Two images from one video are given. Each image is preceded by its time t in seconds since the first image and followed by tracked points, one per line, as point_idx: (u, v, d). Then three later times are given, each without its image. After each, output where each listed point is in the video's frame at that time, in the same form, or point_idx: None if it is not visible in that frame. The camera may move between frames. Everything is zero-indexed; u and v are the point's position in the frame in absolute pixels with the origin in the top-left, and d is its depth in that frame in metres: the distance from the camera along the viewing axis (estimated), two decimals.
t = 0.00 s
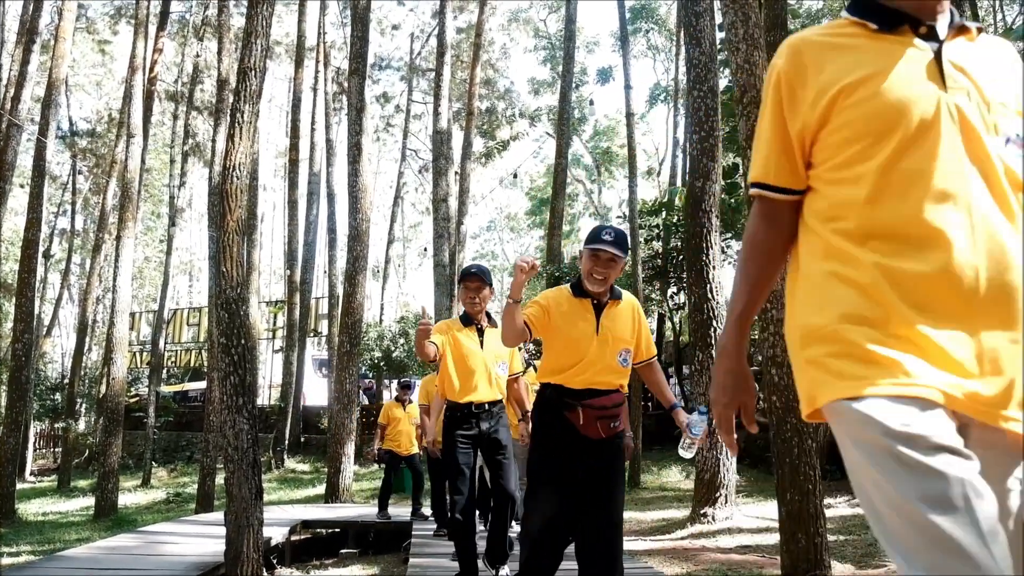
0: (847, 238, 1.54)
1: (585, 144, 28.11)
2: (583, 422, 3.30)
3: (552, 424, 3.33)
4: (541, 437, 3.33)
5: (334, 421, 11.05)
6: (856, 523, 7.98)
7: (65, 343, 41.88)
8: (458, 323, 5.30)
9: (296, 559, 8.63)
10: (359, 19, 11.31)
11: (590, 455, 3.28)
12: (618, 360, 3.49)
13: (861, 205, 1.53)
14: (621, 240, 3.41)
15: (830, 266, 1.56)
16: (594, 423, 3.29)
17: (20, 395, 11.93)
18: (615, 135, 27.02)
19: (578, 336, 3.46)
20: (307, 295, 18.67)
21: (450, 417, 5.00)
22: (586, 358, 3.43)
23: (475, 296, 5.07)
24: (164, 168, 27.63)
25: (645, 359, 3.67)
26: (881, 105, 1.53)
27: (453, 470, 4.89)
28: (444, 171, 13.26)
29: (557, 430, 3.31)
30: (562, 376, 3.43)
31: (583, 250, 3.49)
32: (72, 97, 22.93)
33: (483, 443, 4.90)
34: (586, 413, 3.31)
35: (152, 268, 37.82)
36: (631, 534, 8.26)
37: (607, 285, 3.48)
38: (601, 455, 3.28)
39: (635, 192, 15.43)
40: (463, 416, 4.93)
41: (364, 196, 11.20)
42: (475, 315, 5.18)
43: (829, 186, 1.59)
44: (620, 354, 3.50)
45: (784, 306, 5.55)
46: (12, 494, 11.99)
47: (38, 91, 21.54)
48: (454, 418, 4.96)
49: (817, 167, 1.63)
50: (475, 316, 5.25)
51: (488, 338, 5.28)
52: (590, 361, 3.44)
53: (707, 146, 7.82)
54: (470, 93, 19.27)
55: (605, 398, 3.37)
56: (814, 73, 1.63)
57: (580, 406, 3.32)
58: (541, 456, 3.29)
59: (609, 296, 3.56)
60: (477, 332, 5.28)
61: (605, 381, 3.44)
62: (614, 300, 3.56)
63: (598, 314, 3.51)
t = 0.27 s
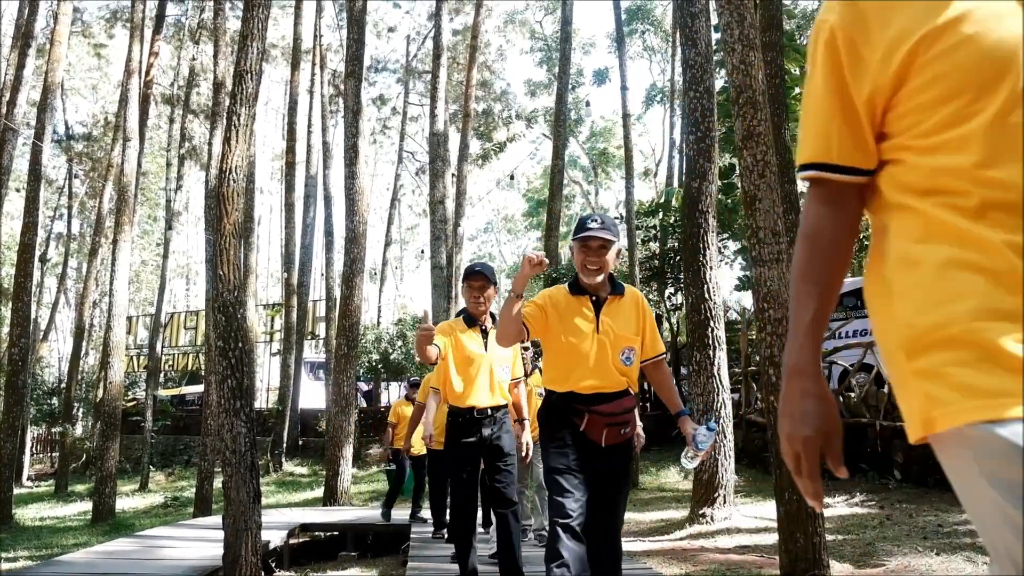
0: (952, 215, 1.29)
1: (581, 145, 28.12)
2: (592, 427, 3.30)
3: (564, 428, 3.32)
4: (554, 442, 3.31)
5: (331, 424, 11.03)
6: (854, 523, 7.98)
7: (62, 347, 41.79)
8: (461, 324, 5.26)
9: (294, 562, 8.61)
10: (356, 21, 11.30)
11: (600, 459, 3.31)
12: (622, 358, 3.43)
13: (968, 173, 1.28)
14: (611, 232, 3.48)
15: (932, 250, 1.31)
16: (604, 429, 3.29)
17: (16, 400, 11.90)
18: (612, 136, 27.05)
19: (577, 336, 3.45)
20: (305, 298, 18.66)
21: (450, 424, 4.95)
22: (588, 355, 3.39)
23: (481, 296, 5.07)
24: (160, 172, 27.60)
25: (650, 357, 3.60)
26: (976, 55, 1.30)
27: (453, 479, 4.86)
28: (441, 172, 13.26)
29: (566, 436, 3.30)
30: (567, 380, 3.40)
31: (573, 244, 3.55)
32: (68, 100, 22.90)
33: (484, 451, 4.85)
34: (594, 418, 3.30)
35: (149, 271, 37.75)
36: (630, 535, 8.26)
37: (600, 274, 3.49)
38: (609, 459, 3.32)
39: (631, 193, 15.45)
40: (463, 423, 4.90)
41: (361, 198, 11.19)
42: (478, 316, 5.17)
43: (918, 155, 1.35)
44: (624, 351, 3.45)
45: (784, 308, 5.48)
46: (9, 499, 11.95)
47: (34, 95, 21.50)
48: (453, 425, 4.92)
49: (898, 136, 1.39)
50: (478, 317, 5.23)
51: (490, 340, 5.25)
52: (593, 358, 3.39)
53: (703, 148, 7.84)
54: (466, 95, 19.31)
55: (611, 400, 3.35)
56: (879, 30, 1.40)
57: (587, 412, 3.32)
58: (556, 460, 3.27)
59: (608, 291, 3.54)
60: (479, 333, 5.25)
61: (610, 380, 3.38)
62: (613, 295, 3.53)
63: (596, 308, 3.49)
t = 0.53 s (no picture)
0: None
1: (580, 148, 28.15)
2: (597, 430, 3.25)
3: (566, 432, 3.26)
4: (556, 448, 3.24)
5: (330, 427, 11.03)
6: (854, 525, 7.99)
7: (60, 350, 41.73)
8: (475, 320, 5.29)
9: (293, 565, 8.58)
10: (354, 24, 11.32)
11: (604, 461, 3.28)
12: (618, 352, 3.43)
13: None
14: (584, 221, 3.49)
15: None
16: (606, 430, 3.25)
17: (15, 403, 11.88)
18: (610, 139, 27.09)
19: (572, 334, 3.43)
20: (303, 301, 18.66)
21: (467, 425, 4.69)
22: (585, 354, 3.36)
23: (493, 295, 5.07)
24: (159, 174, 27.62)
25: (642, 351, 3.59)
26: None
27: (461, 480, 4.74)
28: (440, 175, 13.27)
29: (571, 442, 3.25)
30: (561, 382, 3.36)
31: (545, 237, 3.55)
32: (67, 103, 22.92)
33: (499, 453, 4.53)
34: (596, 420, 3.25)
35: (148, 274, 37.70)
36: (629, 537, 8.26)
37: (582, 265, 3.50)
38: (611, 461, 3.29)
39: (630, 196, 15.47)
40: (477, 425, 4.65)
41: (360, 201, 11.20)
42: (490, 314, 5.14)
43: None
44: (618, 344, 3.45)
45: (782, 311, 5.51)
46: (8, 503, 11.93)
47: (33, 98, 21.50)
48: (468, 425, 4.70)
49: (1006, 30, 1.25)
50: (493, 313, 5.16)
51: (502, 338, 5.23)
52: (589, 358, 3.36)
53: (701, 150, 7.86)
54: (465, 98, 19.32)
55: (613, 399, 3.32)
56: None
57: (590, 414, 3.26)
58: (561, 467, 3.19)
59: (591, 284, 3.55)
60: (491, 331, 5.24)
61: (610, 376, 3.36)
62: (598, 288, 3.54)
63: (584, 305, 3.48)
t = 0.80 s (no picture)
0: None
1: (584, 147, 28.14)
2: (600, 416, 2.87)
3: (567, 419, 2.90)
4: (551, 434, 2.92)
5: (333, 424, 11.04)
6: (856, 526, 7.97)
7: (64, 346, 41.85)
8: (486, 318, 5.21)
9: (295, 562, 8.62)
10: (360, 22, 11.33)
11: (612, 448, 2.92)
12: (623, 322, 3.04)
13: None
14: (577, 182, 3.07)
15: None
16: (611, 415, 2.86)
17: (18, 398, 11.90)
18: (614, 138, 27.09)
19: (570, 307, 3.01)
20: (307, 298, 18.69)
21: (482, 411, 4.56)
22: (585, 329, 2.97)
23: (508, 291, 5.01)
24: (164, 171, 27.68)
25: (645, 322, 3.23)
26: None
27: (479, 468, 4.59)
28: (443, 173, 13.26)
29: (570, 429, 2.90)
30: (562, 364, 2.97)
31: (534, 205, 3.14)
32: (72, 99, 22.98)
33: (512, 445, 4.32)
34: (602, 401, 2.86)
35: (151, 270, 37.77)
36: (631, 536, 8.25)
37: (578, 232, 3.09)
38: (617, 443, 2.92)
39: (634, 195, 15.46)
40: (494, 413, 4.52)
41: (364, 198, 11.20)
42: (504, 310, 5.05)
43: None
44: (622, 313, 3.06)
45: (785, 311, 5.48)
46: (11, 497, 11.96)
47: (38, 94, 21.55)
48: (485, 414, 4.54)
49: None
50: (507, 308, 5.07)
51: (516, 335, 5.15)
52: (593, 332, 2.97)
53: (705, 149, 7.86)
54: (469, 96, 19.30)
55: (617, 374, 2.93)
56: None
57: (596, 394, 2.87)
58: (560, 455, 2.89)
59: (587, 251, 3.14)
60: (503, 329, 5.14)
61: (617, 350, 2.97)
62: (596, 254, 3.13)
63: (585, 274, 3.06)
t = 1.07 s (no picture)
0: None
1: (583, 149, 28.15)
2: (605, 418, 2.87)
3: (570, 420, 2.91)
4: (553, 433, 2.93)
5: (332, 426, 11.03)
6: (855, 527, 7.98)
7: (62, 349, 41.78)
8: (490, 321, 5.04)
9: (295, 564, 8.61)
10: (358, 24, 11.33)
11: (617, 450, 2.90)
12: (631, 321, 3.02)
13: None
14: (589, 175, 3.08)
15: None
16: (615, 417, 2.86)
17: (17, 401, 11.87)
18: (613, 140, 27.13)
19: (576, 306, 2.98)
20: (305, 300, 18.67)
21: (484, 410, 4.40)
22: (590, 329, 2.96)
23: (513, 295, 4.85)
24: (162, 174, 27.70)
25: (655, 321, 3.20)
26: None
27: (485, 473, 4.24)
28: (442, 175, 13.24)
29: (574, 429, 2.90)
30: (567, 363, 2.97)
31: (544, 198, 3.14)
32: (71, 102, 23.00)
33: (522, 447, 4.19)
34: (607, 402, 2.86)
35: (150, 273, 37.73)
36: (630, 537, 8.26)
37: (588, 228, 3.08)
38: (622, 446, 2.90)
39: (632, 197, 15.46)
40: (499, 415, 4.39)
41: (363, 201, 11.20)
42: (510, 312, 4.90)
43: None
44: (630, 312, 3.04)
45: (784, 312, 5.48)
46: (9, 501, 11.93)
47: (36, 96, 21.53)
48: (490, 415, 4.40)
49: None
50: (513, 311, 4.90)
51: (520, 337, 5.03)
52: (599, 330, 2.96)
53: (704, 151, 7.87)
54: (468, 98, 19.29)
55: (623, 375, 2.92)
56: None
57: (599, 396, 2.87)
58: (564, 457, 2.89)
59: (596, 247, 3.12)
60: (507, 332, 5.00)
61: (623, 350, 2.96)
62: (605, 251, 3.11)
63: (593, 271, 3.03)
